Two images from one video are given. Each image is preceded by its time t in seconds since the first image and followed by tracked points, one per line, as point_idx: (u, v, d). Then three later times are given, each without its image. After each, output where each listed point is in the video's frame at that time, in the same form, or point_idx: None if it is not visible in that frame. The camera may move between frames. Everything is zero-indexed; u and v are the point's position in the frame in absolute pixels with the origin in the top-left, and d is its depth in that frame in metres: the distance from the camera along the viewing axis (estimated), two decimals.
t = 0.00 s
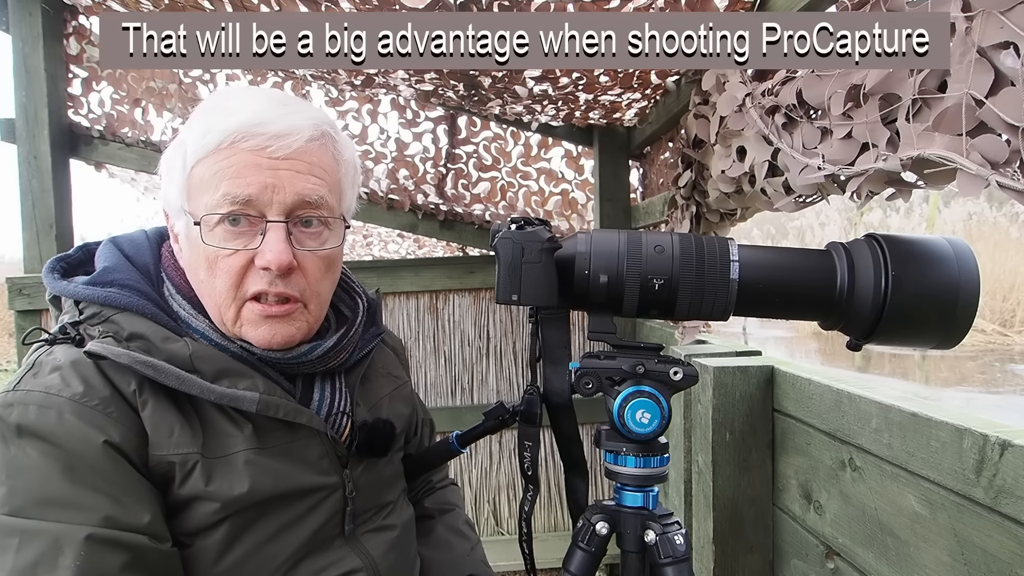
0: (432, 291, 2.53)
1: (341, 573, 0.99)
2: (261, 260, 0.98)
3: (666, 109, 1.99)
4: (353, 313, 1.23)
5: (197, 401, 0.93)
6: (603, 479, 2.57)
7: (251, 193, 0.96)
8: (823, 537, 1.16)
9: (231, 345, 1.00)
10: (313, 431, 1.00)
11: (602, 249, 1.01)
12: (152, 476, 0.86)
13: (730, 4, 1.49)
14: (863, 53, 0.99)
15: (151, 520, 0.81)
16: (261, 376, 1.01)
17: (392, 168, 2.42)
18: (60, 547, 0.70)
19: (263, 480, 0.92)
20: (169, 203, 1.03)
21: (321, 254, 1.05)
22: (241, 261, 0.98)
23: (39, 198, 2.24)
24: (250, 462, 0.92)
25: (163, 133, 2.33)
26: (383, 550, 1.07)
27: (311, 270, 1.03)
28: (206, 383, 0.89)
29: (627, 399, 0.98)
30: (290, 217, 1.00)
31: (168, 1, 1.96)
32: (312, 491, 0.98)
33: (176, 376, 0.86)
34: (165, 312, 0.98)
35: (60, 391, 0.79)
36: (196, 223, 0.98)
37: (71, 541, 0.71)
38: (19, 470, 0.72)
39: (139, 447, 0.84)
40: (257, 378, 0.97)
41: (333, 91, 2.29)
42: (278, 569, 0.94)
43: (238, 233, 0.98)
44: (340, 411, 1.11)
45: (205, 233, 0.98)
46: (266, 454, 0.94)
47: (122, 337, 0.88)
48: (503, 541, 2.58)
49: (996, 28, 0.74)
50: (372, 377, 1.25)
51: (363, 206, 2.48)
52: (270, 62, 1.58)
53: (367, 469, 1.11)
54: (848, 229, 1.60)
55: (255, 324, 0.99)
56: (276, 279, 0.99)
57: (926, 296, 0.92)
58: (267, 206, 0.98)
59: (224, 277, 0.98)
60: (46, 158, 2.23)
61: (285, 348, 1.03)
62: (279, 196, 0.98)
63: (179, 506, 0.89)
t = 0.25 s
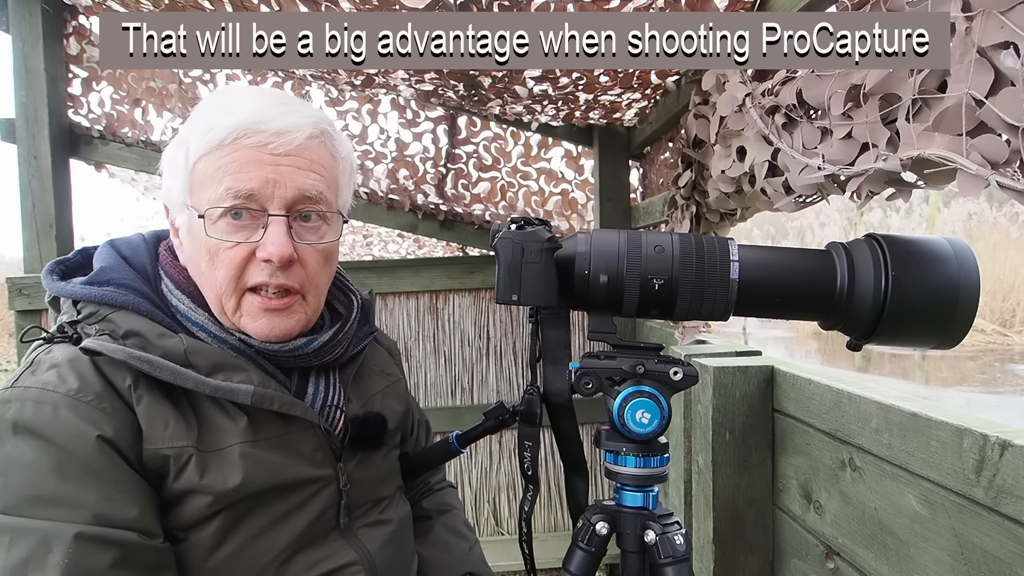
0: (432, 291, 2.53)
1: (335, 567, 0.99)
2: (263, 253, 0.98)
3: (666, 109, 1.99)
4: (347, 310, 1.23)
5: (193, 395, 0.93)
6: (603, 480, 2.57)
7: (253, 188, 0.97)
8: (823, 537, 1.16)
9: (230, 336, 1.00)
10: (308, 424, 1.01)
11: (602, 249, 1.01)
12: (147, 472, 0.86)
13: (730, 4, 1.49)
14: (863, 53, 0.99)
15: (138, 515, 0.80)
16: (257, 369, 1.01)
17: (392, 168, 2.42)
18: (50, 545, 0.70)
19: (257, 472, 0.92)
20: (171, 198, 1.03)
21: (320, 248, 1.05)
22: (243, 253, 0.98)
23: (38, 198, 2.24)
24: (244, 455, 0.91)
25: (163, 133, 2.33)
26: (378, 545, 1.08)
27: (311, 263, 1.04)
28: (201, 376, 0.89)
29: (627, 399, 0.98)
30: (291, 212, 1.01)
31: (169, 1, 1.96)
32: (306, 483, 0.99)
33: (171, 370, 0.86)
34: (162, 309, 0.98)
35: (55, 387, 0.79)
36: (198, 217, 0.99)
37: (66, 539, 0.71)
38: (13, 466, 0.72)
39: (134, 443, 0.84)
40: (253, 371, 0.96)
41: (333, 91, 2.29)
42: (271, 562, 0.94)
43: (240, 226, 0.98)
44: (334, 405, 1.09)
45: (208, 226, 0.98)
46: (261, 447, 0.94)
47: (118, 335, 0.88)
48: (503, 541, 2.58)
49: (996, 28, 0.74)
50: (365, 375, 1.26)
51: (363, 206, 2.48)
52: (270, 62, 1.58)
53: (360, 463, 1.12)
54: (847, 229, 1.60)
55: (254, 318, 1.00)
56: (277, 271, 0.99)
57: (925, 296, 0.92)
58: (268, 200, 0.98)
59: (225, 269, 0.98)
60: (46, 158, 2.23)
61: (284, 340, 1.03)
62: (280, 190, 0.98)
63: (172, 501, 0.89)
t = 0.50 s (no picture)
0: (432, 291, 2.53)
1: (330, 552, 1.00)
2: (272, 260, 0.99)
3: (666, 109, 1.99)
4: (342, 307, 1.23)
5: (190, 384, 0.93)
6: (603, 479, 2.57)
7: (269, 197, 0.97)
8: (823, 537, 1.16)
9: (227, 330, 1.00)
10: (302, 414, 1.01)
11: (603, 249, 1.01)
12: (140, 458, 0.84)
13: (730, 4, 1.49)
14: (863, 53, 0.99)
15: (123, 496, 0.78)
16: (254, 361, 1.01)
17: (391, 168, 2.42)
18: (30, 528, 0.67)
19: (254, 457, 0.92)
20: (183, 195, 1.03)
21: (326, 257, 1.06)
22: (253, 258, 0.99)
23: (39, 197, 2.24)
24: (240, 439, 0.92)
25: (163, 133, 2.33)
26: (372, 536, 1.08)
27: (316, 272, 1.05)
28: (198, 365, 0.89)
29: (627, 399, 0.98)
30: (302, 222, 1.01)
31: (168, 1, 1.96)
32: (302, 470, 0.99)
33: (168, 359, 0.87)
34: (161, 302, 0.98)
35: (52, 371, 0.79)
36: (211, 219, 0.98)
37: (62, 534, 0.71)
38: None
39: (128, 426, 0.83)
40: (247, 361, 0.96)
41: (333, 90, 2.29)
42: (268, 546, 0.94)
43: (252, 232, 0.99)
44: (329, 396, 1.10)
45: (220, 230, 0.98)
46: (257, 434, 0.94)
47: (118, 327, 0.88)
48: (503, 541, 2.58)
49: (995, 28, 0.74)
50: (361, 370, 1.26)
51: (363, 206, 2.48)
52: (270, 61, 1.58)
53: (356, 453, 1.12)
54: (847, 229, 1.60)
55: (259, 319, 1.00)
56: (285, 278, 1.00)
57: (926, 295, 0.92)
58: (282, 210, 0.99)
59: (234, 272, 0.98)
60: (46, 158, 2.23)
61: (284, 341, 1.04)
62: (294, 201, 0.99)
63: (165, 487, 0.87)
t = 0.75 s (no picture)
0: (432, 291, 2.53)
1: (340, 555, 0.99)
2: (272, 232, 1.00)
3: (666, 109, 1.99)
4: (351, 302, 1.23)
5: (203, 383, 0.93)
6: (603, 479, 2.57)
7: (258, 172, 0.98)
8: (823, 537, 1.16)
9: (243, 321, 1.00)
10: (315, 415, 1.01)
11: (602, 249, 1.01)
12: (152, 458, 0.85)
13: (730, 4, 1.49)
14: (863, 54, 0.99)
15: (134, 501, 0.79)
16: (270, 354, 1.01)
17: (392, 168, 2.42)
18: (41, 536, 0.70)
19: (266, 457, 0.92)
20: (174, 193, 1.03)
21: (322, 227, 1.07)
22: (252, 235, 0.99)
23: (39, 197, 2.24)
24: (253, 440, 0.92)
25: (163, 133, 2.33)
26: (382, 539, 1.07)
27: (317, 242, 1.06)
28: (213, 362, 0.89)
29: (627, 399, 0.98)
30: (293, 193, 1.03)
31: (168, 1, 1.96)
32: (314, 471, 0.99)
33: (184, 356, 0.87)
34: (174, 298, 0.98)
35: (64, 372, 0.80)
36: (206, 205, 0.99)
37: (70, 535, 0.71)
38: (11, 451, 0.72)
39: (141, 427, 0.84)
40: (261, 360, 0.96)
41: (333, 91, 2.29)
42: (278, 547, 0.93)
43: (247, 211, 1.00)
44: (341, 395, 1.09)
45: (218, 212, 0.99)
46: (270, 433, 0.94)
47: (132, 324, 0.88)
48: (503, 541, 2.58)
49: (995, 28, 0.74)
50: (369, 371, 1.26)
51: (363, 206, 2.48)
52: (270, 61, 1.58)
53: (366, 453, 1.11)
54: (847, 229, 1.60)
55: (269, 296, 1.01)
56: (287, 249, 1.01)
57: (925, 294, 0.92)
58: (273, 182, 1.00)
59: (237, 252, 0.99)
60: (46, 158, 2.23)
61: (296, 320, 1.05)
62: (284, 173, 1.00)
63: (178, 487, 0.88)
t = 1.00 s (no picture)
0: (432, 291, 2.53)
1: (342, 565, 0.99)
2: (266, 240, 0.98)
3: (666, 109, 1.99)
4: (354, 308, 1.24)
5: (205, 390, 0.93)
6: (603, 479, 2.58)
7: (254, 177, 0.97)
8: (823, 537, 1.16)
9: (242, 330, 1.00)
10: (317, 421, 1.00)
11: (602, 249, 1.01)
12: (157, 467, 0.86)
13: (730, 4, 1.49)
14: (863, 53, 0.99)
15: (150, 509, 0.80)
16: (270, 365, 1.01)
17: (392, 168, 2.42)
18: (59, 538, 0.70)
19: (268, 468, 0.92)
20: (174, 197, 1.03)
21: (323, 235, 1.05)
22: (247, 243, 0.98)
23: (39, 197, 2.24)
24: (255, 450, 0.92)
25: (163, 133, 2.33)
26: (383, 545, 1.08)
27: (315, 250, 1.04)
28: (215, 371, 0.90)
29: (627, 399, 0.98)
30: (292, 200, 1.01)
31: (168, 1, 1.96)
32: (315, 481, 0.99)
33: (185, 364, 0.87)
34: (174, 304, 0.98)
35: (69, 380, 0.79)
36: (202, 210, 0.99)
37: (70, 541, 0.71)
38: (23, 459, 0.73)
39: (146, 437, 0.84)
40: (264, 367, 0.96)
41: (333, 90, 2.29)
42: (279, 558, 0.94)
43: (243, 217, 0.98)
44: (343, 403, 1.09)
45: (212, 218, 0.98)
46: (272, 443, 0.94)
47: (132, 330, 0.88)
48: (503, 541, 2.58)
49: (995, 28, 0.74)
50: (372, 375, 1.26)
51: (363, 206, 2.48)
52: (270, 62, 1.58)
53: (367, 461, 1.12)
54: (847, 228, 1.60)
55: (265, 305, 0.99)
56: (282, 258, 0.99)
57: (926, 293, 0.92)
58: (270, 188, 0.98)
59: (231, 260, 0.98)
60: (46, 158, 2.23)
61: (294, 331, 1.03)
62: (281, 179, 0.99)
63: (181, 496, 0.88)
